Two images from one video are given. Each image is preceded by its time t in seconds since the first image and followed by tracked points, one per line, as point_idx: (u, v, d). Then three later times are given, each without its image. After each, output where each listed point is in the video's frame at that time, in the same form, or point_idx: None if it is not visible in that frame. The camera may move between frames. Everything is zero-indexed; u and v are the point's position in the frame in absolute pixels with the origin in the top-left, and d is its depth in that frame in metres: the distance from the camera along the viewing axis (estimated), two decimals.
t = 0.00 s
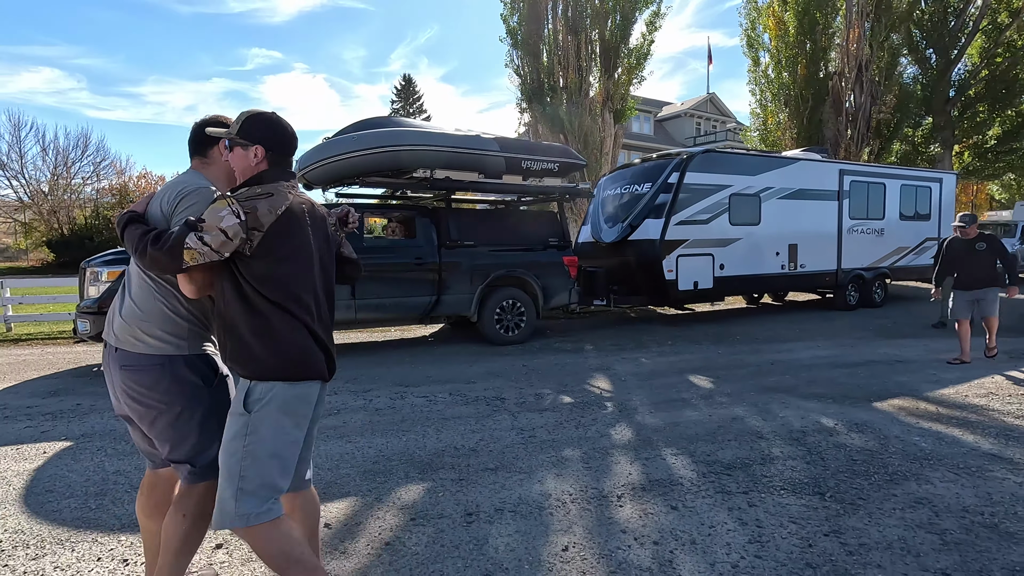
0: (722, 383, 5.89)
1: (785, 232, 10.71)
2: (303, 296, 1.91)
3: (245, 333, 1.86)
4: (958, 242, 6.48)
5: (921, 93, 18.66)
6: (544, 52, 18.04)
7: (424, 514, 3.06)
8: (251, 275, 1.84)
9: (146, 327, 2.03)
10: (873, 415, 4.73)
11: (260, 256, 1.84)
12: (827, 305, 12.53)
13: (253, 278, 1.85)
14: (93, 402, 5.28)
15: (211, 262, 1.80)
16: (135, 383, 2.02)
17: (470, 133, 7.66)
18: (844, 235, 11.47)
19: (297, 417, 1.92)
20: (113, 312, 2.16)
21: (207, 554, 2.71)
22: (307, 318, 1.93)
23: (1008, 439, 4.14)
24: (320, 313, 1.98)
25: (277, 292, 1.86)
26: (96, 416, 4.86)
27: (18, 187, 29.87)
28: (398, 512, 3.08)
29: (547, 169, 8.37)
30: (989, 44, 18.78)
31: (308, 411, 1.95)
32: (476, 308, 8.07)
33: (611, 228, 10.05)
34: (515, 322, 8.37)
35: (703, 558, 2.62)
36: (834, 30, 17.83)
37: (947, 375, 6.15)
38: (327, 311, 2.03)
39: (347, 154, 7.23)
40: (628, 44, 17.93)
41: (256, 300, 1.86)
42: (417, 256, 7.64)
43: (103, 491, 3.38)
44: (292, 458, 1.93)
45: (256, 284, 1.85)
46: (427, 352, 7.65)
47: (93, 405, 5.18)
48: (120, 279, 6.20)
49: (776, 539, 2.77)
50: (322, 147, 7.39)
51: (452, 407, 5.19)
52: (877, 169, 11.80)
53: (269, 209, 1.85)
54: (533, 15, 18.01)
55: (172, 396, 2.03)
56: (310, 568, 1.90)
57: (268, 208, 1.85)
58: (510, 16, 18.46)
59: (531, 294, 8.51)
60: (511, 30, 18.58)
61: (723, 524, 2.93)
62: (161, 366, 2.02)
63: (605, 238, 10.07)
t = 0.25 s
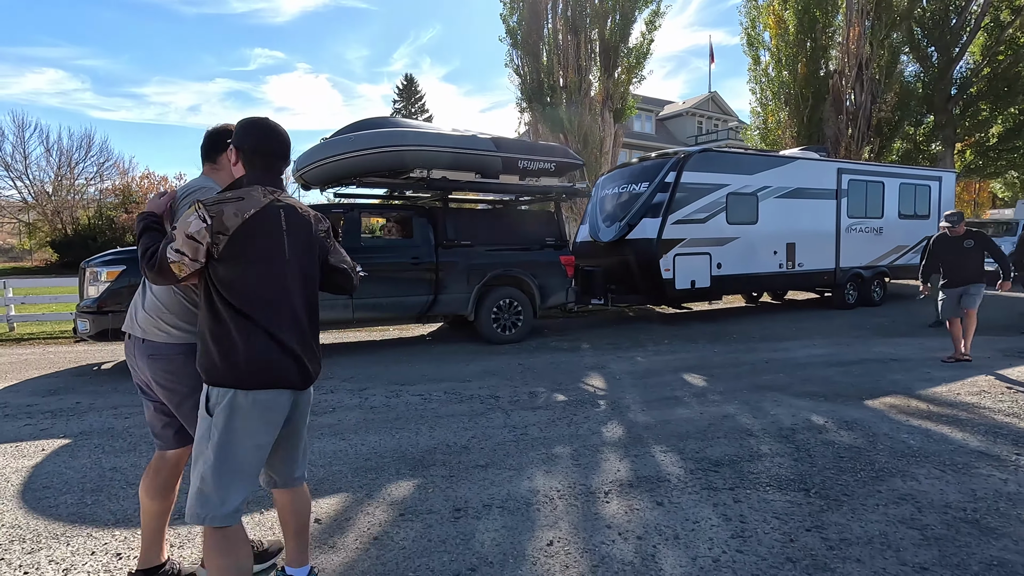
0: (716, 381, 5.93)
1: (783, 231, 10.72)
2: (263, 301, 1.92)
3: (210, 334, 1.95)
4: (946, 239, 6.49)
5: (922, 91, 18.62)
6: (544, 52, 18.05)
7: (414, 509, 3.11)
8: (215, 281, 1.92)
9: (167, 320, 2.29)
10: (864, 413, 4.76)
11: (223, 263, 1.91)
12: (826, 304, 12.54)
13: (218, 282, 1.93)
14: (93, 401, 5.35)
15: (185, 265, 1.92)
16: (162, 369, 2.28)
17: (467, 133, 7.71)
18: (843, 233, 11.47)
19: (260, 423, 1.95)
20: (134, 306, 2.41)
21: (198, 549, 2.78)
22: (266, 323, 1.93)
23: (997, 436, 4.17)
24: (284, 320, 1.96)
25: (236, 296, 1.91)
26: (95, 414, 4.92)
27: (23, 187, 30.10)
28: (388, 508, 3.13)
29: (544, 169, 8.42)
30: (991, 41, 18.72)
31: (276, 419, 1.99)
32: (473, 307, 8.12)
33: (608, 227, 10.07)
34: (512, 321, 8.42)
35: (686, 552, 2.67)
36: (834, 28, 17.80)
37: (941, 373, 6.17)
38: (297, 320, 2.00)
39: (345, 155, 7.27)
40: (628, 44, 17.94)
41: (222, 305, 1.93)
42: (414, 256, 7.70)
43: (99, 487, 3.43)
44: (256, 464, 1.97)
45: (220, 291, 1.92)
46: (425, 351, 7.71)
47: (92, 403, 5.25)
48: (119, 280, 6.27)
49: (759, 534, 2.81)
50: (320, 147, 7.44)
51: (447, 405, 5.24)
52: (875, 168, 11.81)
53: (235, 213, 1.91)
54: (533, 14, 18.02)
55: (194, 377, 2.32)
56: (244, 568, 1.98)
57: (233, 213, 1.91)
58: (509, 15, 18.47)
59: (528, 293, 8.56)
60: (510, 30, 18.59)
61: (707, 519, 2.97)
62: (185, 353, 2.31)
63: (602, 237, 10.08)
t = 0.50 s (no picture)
0: (710, 380, 5.95)
1: (781, 230, 10.74)
2: (207, 301, 1.94)
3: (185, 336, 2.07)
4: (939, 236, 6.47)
5: (922, 90, 18.61)
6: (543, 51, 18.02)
7: (405, 506, 3.14)
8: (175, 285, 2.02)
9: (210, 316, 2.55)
10: (856, 411, 4.78)
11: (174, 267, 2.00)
12: (824, 303, 12.55)
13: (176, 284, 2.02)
14: (91, 400, 5.39)
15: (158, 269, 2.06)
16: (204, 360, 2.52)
17: (464, 133, 7.74)
18: (840, 232, 11.49)
19: (233, 422, 1.97)
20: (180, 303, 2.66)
21: (190, 546, 2.81)
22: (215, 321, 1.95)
23: (987, 434, 4.20)
24: (237, 318, 1.94)
25: (186, 297, 1.97)
26: (93, 413, 4.96)
27: (24, 187, 30.23)
28: (379, 505, 3.16)
29: (541, 169, 8.44)
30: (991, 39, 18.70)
31: (251, 419, 2.01)
32: (470, 306, 8.15)
33: (606, 227, 10.07)
34: (509, 320, 8.45)
35: (672, 549, 2.69)
36: (834, 27, 17.78)
37: (935, 372, 6.20)
38: (253, 317, 1.96)
39: (341, 154, 7.29)
40: (627, 43, 17.95)
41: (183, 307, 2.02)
42: (411, 255, 7.73)
43: (95, 484, 3.47)
44: (238, 465, 1.99)
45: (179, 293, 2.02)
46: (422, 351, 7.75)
47: (91, 402, 5.29)
48: (117, 279, 6.30)
49: (745, 531, 2.84)
50: (317, 147, 7.46)
51: (442, 403, 5.27)
52: (873, 167, 11.82)
53: (174, 213, 1.99)
54: (532, 13, 18.00)
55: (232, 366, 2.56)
56: (241, 568, 2.01)
57: (173, 214, 1.98)
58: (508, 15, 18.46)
59: (525, 293, 8.59)
60: (509, 29, 18.57)
61: (694, 516, 3.00)
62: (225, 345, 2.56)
63: (600, 237, 10.07)
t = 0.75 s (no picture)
0: (705, 378, 5.97)
1: (778, 229, 10.74)
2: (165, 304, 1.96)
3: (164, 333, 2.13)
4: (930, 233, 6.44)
5: (920, 88, 18.60)
6: (541, 50, 17.98)
7: (396, 505, 3.16)
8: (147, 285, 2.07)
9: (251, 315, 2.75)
10: (849, 409, 4.80)
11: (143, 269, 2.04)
12: (821, 302, 12.55)
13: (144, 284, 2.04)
14: (86, 400, 5.41)
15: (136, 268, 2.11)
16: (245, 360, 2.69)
17: (459, 132, 7.74)
18: (837, 231, 11.50)
19: (199, 430, 1.99)
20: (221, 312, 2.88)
21: (182, 546, 2.83)
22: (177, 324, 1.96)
23: (979, 432, 4.21)
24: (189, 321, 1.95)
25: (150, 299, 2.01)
26: (88, 413, 4.98)
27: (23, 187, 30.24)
28: (371, 504, 3.18)
29: (537, 168, 8.45)
30: (989, 37, 18.68)
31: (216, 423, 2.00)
32: (467, 306, 8.17)
33: (603, 226, 10.11)
34: (505, 319, 8.48)
35: (660, 546, 2.71)
36: (832, 25, 17.76)
37: (929, 369, 6.22)
38: (205, 322, 1.95)
39: (337, 154, 7.31)
40: (625, 42, 17.96)
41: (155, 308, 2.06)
42: (407, 255, 7.75)
43: (89, 484, 3.49)
44: (207, 471, 1.99)
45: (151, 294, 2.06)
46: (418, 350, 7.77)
47: (86, 402, 5.30)
48: (113, 279, 6.33)
49: (734, 528, 2.86)
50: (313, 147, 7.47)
51: (436, 403, 5.28)
52: (870, 165, 11.82)
53: (137, 213, 2.00)
54: (529, 12, 17.97)
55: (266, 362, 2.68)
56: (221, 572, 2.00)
57: (136, 213, 2.00)
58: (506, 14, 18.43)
59: (522, 292, 8.61)
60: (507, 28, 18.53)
61: (684, 514, 3.02)
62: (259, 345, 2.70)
63: (597, 236, 10.13)
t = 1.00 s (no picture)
0: (702, 376, 5.97)
1: (775, 226, 10.74)
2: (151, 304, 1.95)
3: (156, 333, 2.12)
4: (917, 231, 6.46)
5: (918, 85, 18.58)
6: (539, 49, 17.95)
7: (389, 504, 3.16)
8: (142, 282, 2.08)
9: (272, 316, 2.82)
10: (844, 407, 4.80)
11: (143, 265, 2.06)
12: (820, 299, 12.56)
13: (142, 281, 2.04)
14: (83, 400, 5.41)
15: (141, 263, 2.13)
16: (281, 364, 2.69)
17: (456, 131, 7.74)
18: (835, 229, 11.50)
19: (180, 429, 2.01)
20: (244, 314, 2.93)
21: (175, 546, 2.83)
22: (156, 325, 1.94)
23: (973, 429, 4.21)
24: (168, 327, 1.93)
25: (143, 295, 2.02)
26: (84, 413, 4.98)
27: (23, 188, 30.26)
28: (365, 502, 3.19)
29: (534, 166, 8.45)
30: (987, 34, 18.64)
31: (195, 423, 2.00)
32: (465, 305, 8.17)
33: (602, 224, 10.13)
34: (503, 318, 8.48)
35: (653, 543, 2.72)
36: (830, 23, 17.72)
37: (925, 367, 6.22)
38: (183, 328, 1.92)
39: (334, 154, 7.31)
40: (623, 40, 17.95)
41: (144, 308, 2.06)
42: (404, 254, 7.75)
43: (84, 484, 3.49)
44: (192, 468, 2.00)
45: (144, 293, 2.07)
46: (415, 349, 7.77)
47: (83, 402, 5.31)
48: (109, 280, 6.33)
49: (726, 526, 2.86)
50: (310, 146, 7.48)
51: (433, 402, 5.28)
52: (868, 163, 11.81)
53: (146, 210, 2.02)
54: (527, 10, 17.93)
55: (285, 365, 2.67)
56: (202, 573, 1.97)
57: (147, 211, 2.02)
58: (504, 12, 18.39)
59: (519, 291, 8.61)
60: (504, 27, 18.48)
61: (677, 512, 3.02)
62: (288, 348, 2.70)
63: (595, 234, 10.15)
